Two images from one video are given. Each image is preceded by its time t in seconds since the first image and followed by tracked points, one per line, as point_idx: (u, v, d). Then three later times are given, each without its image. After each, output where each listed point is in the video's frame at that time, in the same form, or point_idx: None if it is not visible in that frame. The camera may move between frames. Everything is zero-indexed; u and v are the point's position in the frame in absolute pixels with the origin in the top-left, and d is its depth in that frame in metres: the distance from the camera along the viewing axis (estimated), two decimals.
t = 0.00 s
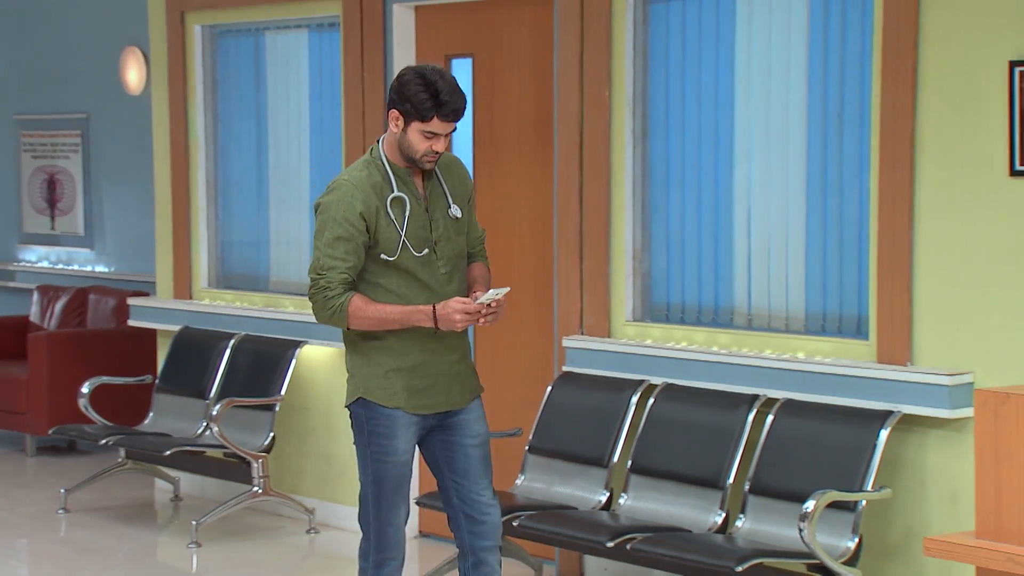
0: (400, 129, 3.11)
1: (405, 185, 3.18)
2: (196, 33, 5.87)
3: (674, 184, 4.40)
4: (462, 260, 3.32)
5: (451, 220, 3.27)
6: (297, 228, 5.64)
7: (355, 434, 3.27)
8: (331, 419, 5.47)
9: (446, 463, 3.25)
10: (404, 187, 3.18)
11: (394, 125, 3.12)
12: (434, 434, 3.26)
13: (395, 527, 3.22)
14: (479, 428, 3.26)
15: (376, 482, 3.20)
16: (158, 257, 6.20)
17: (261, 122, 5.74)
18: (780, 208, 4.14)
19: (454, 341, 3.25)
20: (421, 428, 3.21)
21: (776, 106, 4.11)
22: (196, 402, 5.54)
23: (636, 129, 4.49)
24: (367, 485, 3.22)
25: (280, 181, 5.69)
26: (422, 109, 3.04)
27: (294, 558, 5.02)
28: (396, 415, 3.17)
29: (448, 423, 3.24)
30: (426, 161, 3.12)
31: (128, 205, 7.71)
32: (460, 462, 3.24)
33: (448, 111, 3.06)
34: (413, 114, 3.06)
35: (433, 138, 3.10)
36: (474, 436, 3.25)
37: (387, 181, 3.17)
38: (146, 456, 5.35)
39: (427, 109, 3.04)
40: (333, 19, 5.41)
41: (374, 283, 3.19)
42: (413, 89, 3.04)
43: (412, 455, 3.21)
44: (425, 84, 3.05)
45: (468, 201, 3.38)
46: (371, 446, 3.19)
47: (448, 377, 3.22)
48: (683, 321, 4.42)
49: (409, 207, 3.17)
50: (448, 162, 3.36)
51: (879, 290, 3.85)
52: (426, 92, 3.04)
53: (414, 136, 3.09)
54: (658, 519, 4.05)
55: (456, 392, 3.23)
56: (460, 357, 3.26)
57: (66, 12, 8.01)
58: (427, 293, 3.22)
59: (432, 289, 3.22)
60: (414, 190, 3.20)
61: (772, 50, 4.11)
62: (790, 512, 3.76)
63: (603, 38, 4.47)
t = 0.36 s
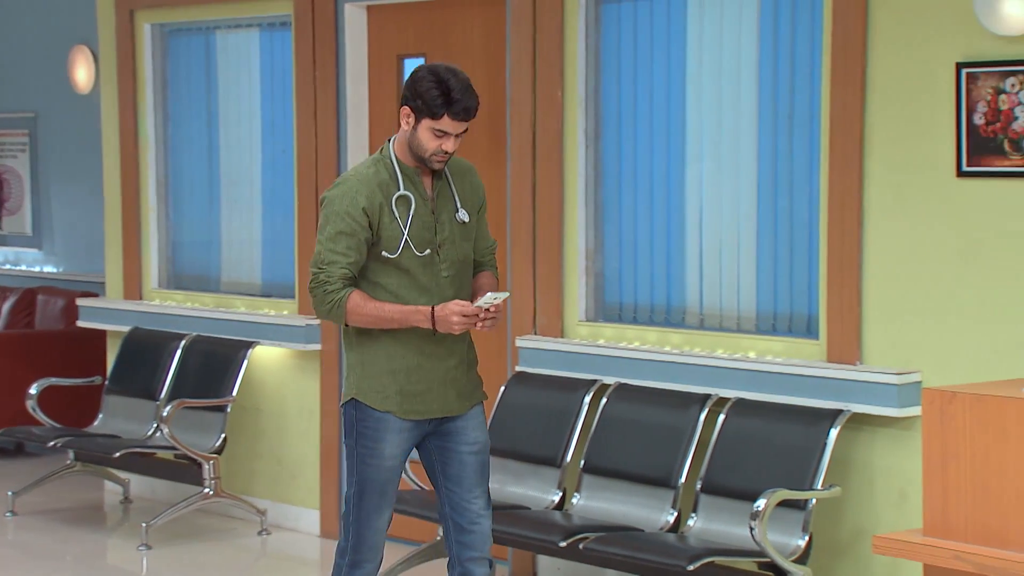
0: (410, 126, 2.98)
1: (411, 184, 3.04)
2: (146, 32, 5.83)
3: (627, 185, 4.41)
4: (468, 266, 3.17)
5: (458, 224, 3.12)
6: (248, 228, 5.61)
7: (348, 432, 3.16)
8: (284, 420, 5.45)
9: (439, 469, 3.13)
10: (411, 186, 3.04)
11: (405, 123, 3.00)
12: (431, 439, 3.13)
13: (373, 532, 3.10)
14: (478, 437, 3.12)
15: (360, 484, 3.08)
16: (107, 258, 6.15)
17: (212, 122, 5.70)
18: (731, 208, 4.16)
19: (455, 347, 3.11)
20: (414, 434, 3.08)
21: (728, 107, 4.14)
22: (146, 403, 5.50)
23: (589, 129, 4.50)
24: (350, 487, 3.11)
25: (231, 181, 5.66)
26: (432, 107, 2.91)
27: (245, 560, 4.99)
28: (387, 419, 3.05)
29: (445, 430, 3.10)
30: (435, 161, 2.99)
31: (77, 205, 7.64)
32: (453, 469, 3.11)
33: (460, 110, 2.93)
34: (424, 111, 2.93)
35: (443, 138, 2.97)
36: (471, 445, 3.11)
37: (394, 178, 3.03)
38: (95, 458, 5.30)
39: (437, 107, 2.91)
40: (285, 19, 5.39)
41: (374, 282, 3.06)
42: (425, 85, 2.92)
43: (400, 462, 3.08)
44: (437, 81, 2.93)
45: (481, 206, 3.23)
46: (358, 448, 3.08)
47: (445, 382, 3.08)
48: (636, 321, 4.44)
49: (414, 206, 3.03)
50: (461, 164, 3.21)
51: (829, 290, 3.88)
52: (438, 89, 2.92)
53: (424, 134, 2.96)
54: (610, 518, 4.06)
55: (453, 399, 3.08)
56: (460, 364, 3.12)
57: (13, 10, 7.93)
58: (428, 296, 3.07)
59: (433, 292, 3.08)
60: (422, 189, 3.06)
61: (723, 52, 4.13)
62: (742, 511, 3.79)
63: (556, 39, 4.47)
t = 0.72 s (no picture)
0: (423, 117, 2.85)
1: (422, 177, 2.89)
2: (89, 30, 5.77)
3: (575, 185, 4.42)
4: (479, 268, 2.98)
5: (470, 223, 2.95)
6: (195, 227, 5.57)
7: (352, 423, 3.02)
8: (231, 421, 5.41)
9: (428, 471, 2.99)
10: (422, 178, 2.90)
11: (418, 114, 2.86)
12: (428, 440, 2.98)
13: (376, 529, 2.96)
14: (473, 444, 2.98)
15: (361, 479, 2.95)
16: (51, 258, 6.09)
17: (158, 121, 5.66)
18: (678, 208, 4.18)
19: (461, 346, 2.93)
20: (416, 430, 2.93)
21: (674, 108, 4.16)
22: (90, 405, 5.44)
23: (536, 130, 4.50)
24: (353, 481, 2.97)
25: (177, 180, 5.61)
26: (439, 89, 2.78)
27: (191, 563, 4.95)
28: (388, 413, 2.90)
29: (442, 433, 2.95)
30: (449, 149, 2.84)
31: (20, 204, 7.55)
32: (445, 472, 2.98)
33: (468, 91, 2.79)
34: (433, 96, 2.80)
35: (456, 123, 2.82)
36: (465, 452, 2.97)
37: (405, 170, 2.89)
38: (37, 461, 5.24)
39: (444, 89, 2.78)
40: (230, 18, 5.35)
41: (379, 274, 2.90)
42: (431, 69, 2.80)
43: (402, 458, 2.93)
44: (444, 64, 2.80)
45: (500, 210, 3.06)
46: (358, 441, 2.94)
47: (447, 381, 2.91)
48: (583, 321, 4.45)
49: (424, 198, 2.89)
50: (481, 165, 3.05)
51: (775, 290, 3.91)
52: (445, 72, 2.79)
53: (437, 121, 2.82)
54: (558, 518, 4.07)
55: (452, 399, 2.92)
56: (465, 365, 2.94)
57: None
58: (434, 292, 2.90)
59: (438, 288, 2.90)
60: (434, 183, 2.91)
61: (670, 52, 4.15)
62: (689, 510, 3.80)
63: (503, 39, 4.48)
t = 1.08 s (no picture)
0: (410, 119, 2.74)
1: (413, 180, 2.77)
2: (39, 29, 5.72)
3: (530, 185, 4.42)
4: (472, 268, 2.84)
5: (461, 224, 2.81)
6: (147, 228, 5.53)
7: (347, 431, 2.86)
8: (184, 423, 5.38)
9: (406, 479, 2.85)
10: (413, 181, 2.77)
11: (405, 118, 2.75)
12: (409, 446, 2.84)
13: (398, 532, 2.77)
14: (453, 452, 2.84)
15: (371, 482, 2.78)
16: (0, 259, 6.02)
17: (109, 121, 5.61)
18: (632, 209, 4.19)
19: (451, 349, 2.80)
20: (411, 431, 2.80)
21: (629, 109, 4.17)
22: (41, 407, 5.39)
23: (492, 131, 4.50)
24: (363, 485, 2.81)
25: (129, 180, 5.57)
26: (418, 86, 2.68)
27: (143, 565, 4.92)
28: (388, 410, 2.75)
29: (427, 437, 2.82)
30: (434, 147, 2.70)
31: None
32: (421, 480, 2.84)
33: (447, 84, 2.68)
34: (414, 94, 2.69)
35: (439, 119, 2.69)
36: (446, 460, 2.83)
37: (395, 173, 2.77)
38: None
39: (423, 85, 2.68)
40: (182, 17, 5.31)
41: (366, 275, 2.77)
42: (411, 68, 2.71)
43: (408, 456, 2.78)
44: (423, 63, 2.70)
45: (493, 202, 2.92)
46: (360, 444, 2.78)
47: (435, 385, 2.78)
48: (538, 321, 4.45)
49: (414, 202, 2.76)
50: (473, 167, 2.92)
51: (729, 290, 3.93)
52: (424, 69, 2.70)
53: (420, 119, 2.70)
54: (513, 519, 4.07)
55: (442, 404, 2.79)
56: (454, 369, 2.81)
57: None
58: (424, 295, 2.77)
59: (428, 290, 2.77)
60: (424, 187, 2.78)
61: (624, 53, 4.16)
62: (643, 510, 3.81)
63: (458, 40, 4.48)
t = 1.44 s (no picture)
0: (393, 118, 2.72)
1: (401, 188, 2.73)
2: None
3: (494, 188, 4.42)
4: (462, 270, 2.83)
5: (450, 228, 2.79)
6: (109, 232, 5.50)
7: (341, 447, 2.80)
8: (147, 428, 5.34)
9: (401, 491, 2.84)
10: (401, 190, 2.73)
11: (387, 118, 2.73)
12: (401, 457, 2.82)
13: (405, 549, 2.77)
14: (447, 460, 2.85)
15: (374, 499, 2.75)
16: None
17: (71, 123, 5.57)
18: (597, 213, 4.20)
19: (446, 355, 2.78)
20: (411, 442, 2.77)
21: (594, 113, 4.17)
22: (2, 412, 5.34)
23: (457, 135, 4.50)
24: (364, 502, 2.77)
25: (91, 184, 5.53)
26: (397, 81, 2.67)
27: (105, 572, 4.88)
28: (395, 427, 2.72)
29: (423, 449, 2.81)
30: (422, 140, 2.68)
31: None
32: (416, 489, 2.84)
33: (427, 74, 2.67)
34: (395, 91, 2.68)
35: (424, 111, 2.67)
36: (441, 469, 2.84)
37: (383, 182, 2.72)
38: None
39: (403, 80, 2.67)
40: (145, 20, 5.28)
41: (360, 288, 2.71)
42: (388, 66, 2.70)
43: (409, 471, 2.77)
44: (401, 59, 2.69)
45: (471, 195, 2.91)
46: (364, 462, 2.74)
47: (434, 393, 2.76)
48: (503, 325, 4.46)
49: (405, 211, 2.72)
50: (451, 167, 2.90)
51: (693, 294, 3.94)
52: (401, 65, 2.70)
53: (404, 114, 2.68)
54: (479, 523, 4.07)
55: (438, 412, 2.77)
56: (449, 373, 2.80)
57: None
58: (420, 305, 2.73)
59: (425, 299, 2.74)
60: (411, 194, 2.74)
61: (589, 58, 4.17)
62: (608, 514, 3.82)
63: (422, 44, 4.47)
